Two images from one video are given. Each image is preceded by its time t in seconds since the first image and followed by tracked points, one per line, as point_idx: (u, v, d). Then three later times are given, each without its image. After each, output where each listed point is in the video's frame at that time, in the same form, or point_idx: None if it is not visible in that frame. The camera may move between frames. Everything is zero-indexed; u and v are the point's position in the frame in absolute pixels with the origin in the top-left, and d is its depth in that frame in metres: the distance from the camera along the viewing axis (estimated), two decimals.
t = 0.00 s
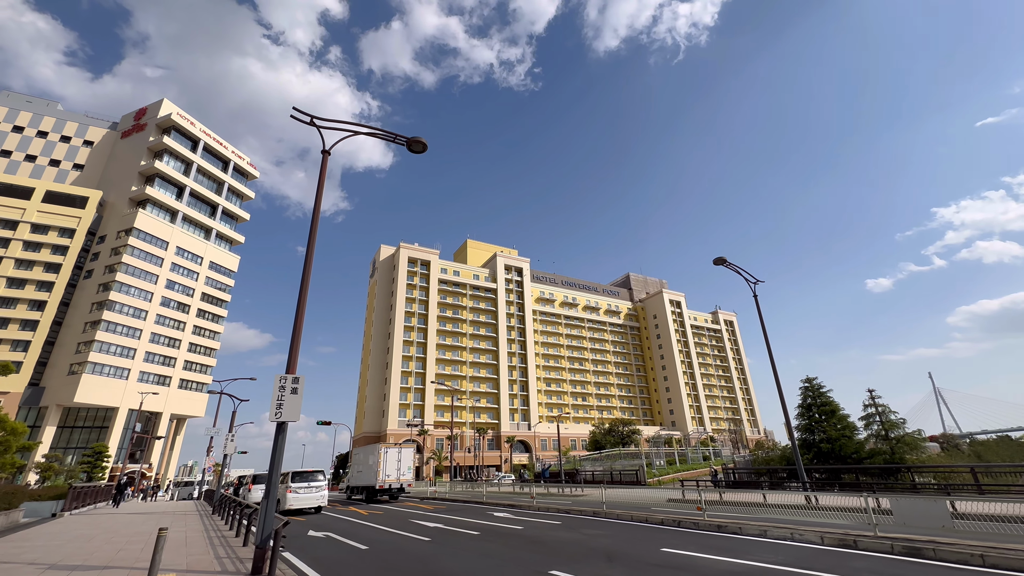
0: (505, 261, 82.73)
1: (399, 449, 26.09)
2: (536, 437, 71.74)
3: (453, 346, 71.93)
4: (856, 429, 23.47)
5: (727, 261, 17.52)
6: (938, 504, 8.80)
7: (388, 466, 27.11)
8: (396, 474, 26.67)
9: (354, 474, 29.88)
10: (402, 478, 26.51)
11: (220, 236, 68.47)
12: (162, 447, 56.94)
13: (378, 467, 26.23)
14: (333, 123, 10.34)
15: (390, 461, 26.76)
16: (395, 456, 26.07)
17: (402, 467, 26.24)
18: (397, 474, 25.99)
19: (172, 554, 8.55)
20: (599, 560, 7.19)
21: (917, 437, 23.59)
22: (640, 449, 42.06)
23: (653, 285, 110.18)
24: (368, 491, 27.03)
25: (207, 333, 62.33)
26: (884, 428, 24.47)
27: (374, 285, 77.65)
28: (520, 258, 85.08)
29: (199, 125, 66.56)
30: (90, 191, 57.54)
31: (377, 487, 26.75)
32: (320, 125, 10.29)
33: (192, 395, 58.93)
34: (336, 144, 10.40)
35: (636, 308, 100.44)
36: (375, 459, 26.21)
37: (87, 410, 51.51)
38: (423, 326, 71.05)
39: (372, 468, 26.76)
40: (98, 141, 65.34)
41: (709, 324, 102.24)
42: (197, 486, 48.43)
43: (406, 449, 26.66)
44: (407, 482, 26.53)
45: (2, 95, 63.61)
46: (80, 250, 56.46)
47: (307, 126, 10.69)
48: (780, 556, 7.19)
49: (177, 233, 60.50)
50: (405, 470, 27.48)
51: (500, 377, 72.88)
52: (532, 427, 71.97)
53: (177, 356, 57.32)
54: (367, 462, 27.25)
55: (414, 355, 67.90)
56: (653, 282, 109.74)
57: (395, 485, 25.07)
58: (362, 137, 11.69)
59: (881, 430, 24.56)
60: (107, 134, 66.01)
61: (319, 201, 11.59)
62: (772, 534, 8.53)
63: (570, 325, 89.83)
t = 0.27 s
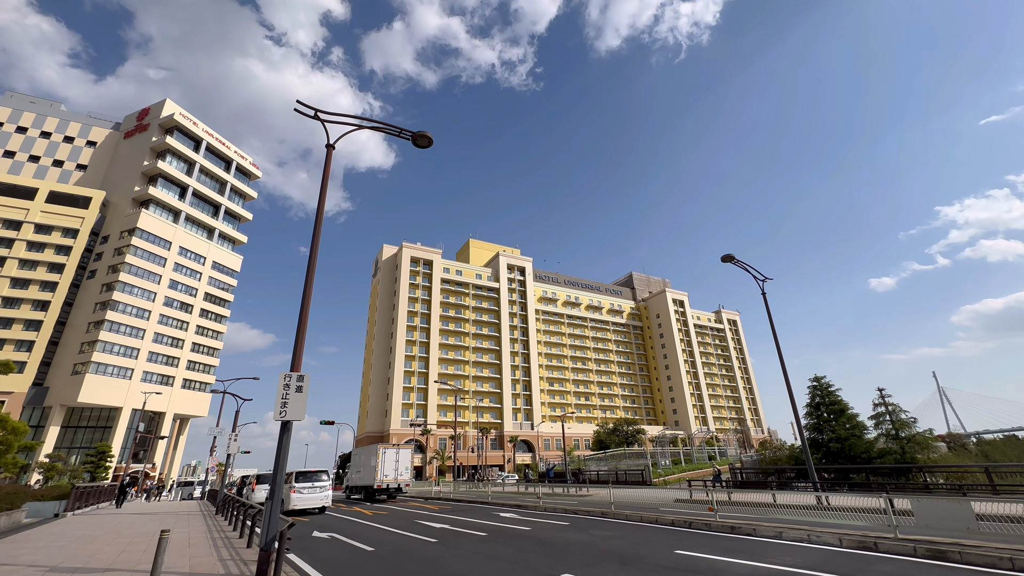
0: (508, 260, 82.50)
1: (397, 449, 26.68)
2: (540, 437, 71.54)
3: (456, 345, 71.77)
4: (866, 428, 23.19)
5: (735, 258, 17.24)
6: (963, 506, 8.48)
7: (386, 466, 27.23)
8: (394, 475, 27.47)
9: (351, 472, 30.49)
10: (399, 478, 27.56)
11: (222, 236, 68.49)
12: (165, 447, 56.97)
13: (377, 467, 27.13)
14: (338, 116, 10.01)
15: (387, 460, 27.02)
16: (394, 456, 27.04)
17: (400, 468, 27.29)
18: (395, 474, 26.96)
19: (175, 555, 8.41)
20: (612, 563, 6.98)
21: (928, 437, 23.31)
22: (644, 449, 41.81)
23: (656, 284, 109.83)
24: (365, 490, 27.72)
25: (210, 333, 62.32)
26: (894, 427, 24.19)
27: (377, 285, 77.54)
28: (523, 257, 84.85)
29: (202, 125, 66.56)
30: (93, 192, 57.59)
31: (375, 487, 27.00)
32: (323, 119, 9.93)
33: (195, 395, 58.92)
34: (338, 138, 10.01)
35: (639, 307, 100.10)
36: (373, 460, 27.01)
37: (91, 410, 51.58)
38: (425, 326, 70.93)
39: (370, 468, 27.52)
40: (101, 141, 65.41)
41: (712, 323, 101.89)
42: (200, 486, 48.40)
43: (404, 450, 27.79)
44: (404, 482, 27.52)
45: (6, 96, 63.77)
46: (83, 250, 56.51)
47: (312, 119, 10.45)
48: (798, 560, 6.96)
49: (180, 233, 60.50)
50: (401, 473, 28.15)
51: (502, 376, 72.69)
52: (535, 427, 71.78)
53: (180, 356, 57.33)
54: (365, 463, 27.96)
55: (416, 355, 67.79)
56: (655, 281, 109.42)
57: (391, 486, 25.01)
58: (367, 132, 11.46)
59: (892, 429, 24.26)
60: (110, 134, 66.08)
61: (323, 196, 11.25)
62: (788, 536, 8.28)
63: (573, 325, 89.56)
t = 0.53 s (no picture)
0: (511, 259, 82.27)
1: (396, 448, 27.78)
2: (543, 436, 71.41)
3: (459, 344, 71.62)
4: (877, 427, 22.94)
5: (745, 254, 17.01)
6: (991, 506, 8.15)
7: (385, 464, 28.07)
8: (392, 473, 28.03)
9: (348, 471, 30.69)
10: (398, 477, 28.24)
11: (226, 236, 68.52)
12: (169, 446, 57.06)
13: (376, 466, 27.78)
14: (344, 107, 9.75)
15: (387, 458, 27.07)
16: (392, 455, 27.77)
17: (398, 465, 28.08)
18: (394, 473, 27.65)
19: (180, 555, 8.24)
20: (629, 565, 6.75)
21: (941, 435, 23.03)
22: (650, 447, 41.59)
23: (659, 283, 109.44)
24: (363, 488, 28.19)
25: (214, 333, 62.33)
26: (906, 425, 23.92)
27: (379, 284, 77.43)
28: (526, 256, 84.62)
29: (204, 125, 66.53)
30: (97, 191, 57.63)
31: (374, 486, 27.11)
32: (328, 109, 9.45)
33: (199, 394, 58.94)
34: (345, 130, 9.47)
35: (642, 306, 99.69)
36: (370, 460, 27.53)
37: (95, 409, 51.68)
38: (428, 325, 70.78)
39: (368, 465, 27.92)
40: (104, 141, 65.45)
41: (715, 322, 101.51)
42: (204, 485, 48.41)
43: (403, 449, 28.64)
44: (403, 481, 28.24)
45: (10, 96, 63.92)
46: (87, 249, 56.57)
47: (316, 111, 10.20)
48: (822, 561, 6.75)
49: (183, 233, 60.53)
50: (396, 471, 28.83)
51: (506, 375, 72.52)
52: (538, 426, 71.65)
53: (183, 355, 57.36)
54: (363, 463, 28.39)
55: (420, 354, 67.70)
56: (659, 280, 109.05)
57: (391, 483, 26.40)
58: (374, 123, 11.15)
59: (903, 428, 23.98)
60: (113, 134, 66.10)
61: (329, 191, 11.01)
62: (807, 536, 8.07)
63: (576, 323, 89.25)
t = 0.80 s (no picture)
0: (514, 258, 82.10)
1: (393, 449, 28.97)
2: (546, 436, 71.24)
3: (462, 344, 71.45)
4: (889, 427, 22.66)
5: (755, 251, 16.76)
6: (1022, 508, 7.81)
7: (382, 465, 28.78)
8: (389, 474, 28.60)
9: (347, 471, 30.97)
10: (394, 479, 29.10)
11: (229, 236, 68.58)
12: (173, 446, 57.14)
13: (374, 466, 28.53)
14: (348, 99, 9.51)
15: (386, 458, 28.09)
16: (390, 456, 28.89)
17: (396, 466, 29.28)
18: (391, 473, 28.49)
19: (184, 558, 8.08)
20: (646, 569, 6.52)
21: (955, 435, 22.68)
22: (655, 447, 41.37)
23: (662, 282, 109.11)
24: (361, 488, 28.54)
25: (217, 333, 62.37)
26: (918, 425, 23.63)
27: (382, 284, 77.37)
28: (529, 255, 84.41)
29: (207, 125, 66.59)
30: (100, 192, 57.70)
31: (373, 485, 27.59)
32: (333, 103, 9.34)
33: (203, 394, 58.97)
34: (351, 124, 9.37)
35: (645, 305, 99.37)
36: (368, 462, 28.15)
37: (100, 409, 51.75)
38: (432, 324, 70.65)
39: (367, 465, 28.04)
40: (108, 141, 65.54)
41: (719, 321, 101.17)
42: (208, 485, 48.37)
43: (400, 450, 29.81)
44: (399, 482, 29.11)
45: (14, 97, 64.08)
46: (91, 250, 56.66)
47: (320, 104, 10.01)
48: (846, 565, 6.52)
49: (187, 233, 60.59)
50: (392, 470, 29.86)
51: (509, 375, 72.34)
52: (542, 425, 71.50)
53: (187, 355, 57.41)
54: (359, 464, 29.12)
55: (423, 353, 67.62)
56: (662, 279, 108.73)
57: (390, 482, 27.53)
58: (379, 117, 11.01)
59: (916, 427, 23.69)
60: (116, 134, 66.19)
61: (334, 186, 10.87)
62: (827, 538, 7.85)
63: (579, 323, 89.00)
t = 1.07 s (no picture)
0: (517, 257, 81.89)
1: (391, 448, 28.04)
2: (550, 435, 71.07)
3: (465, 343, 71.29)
4: (900, 425, 22.46)
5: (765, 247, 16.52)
6: None
7: (381, 464, 28.26)
8: (389, 473, 28.15)
9: (349, 469, 30.90)
10: (394, 477, 28.71)
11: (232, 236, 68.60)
12: (176, 445, 57.19)
13: (373, 465, 28.05)
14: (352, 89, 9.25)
15: (383, 459, 27.31)
16: (388, 455, 28.05)
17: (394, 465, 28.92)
18: (390, 472, 27.92)
19: (188, 559, 7.90)
20: (663, 571, 6.28)
21: (968, 434, 22.34)
22: (660, 446, 41.13)
23: (665, 281, 108.71)
24: (360, 487, 28.49)
25: (220, 332, 62.37)
26: (930, 423, 23.33)
27: (385, 283, 77.25)
28: (531, 254, 84.16)
29: (210, 124, 66.59)
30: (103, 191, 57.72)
31: (371, 484, 27.49)
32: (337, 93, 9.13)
33: (206, 394, 58.96)
34: (355, 114, 9.14)
35: (648, 304, 99.01)
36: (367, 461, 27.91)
37: (103, 408, 51.80)
38: (434, 323, 70.50)
39: (366, 465, 28.24)
40: (111, 141, 65.60)
41: (723, 320, 100.78)
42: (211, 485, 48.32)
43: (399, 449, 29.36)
44: (399, 480, 28.75)
45: (17, 97, 64.23)
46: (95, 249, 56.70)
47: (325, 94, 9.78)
48: (875, 567, 6.27)
49: (190, 232, 60.61)
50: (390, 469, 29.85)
51: (512, 374, 72.13)
52: (545, 425, 71.34)
53: (190, 355, 57.43)
54: (360, 463, 28.73)
55: (425, 352, 67.48)
56: (665, 278, 108.34)
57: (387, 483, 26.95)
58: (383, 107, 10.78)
59: (927, 425, 23.40)
60: (119, 134, 66.23)
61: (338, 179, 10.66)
62: (846, 539, 7.63)
63: (582, 322, 88.72)
